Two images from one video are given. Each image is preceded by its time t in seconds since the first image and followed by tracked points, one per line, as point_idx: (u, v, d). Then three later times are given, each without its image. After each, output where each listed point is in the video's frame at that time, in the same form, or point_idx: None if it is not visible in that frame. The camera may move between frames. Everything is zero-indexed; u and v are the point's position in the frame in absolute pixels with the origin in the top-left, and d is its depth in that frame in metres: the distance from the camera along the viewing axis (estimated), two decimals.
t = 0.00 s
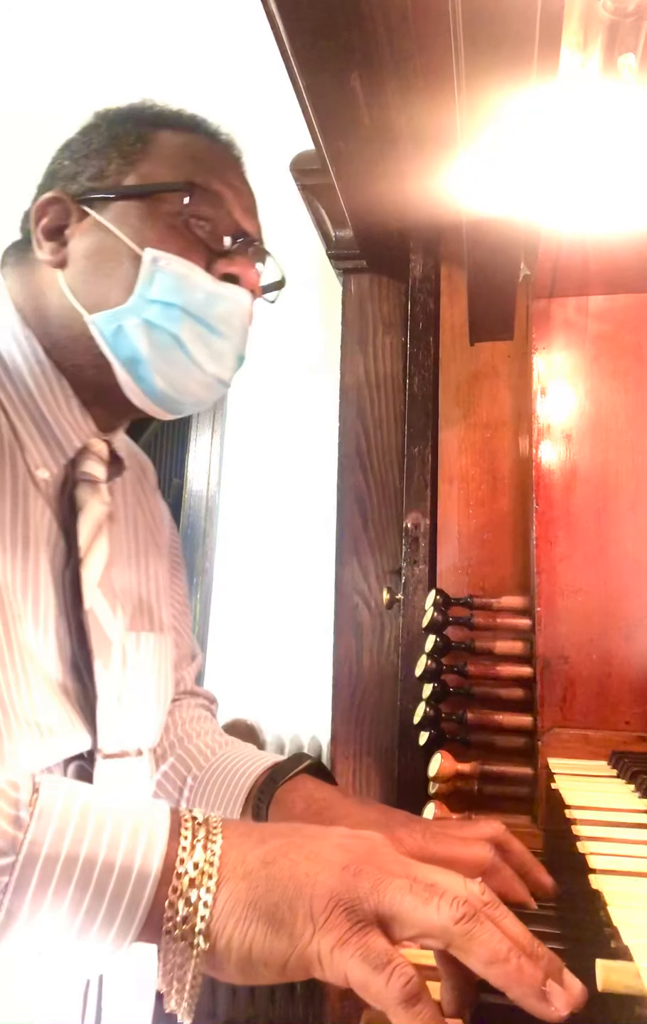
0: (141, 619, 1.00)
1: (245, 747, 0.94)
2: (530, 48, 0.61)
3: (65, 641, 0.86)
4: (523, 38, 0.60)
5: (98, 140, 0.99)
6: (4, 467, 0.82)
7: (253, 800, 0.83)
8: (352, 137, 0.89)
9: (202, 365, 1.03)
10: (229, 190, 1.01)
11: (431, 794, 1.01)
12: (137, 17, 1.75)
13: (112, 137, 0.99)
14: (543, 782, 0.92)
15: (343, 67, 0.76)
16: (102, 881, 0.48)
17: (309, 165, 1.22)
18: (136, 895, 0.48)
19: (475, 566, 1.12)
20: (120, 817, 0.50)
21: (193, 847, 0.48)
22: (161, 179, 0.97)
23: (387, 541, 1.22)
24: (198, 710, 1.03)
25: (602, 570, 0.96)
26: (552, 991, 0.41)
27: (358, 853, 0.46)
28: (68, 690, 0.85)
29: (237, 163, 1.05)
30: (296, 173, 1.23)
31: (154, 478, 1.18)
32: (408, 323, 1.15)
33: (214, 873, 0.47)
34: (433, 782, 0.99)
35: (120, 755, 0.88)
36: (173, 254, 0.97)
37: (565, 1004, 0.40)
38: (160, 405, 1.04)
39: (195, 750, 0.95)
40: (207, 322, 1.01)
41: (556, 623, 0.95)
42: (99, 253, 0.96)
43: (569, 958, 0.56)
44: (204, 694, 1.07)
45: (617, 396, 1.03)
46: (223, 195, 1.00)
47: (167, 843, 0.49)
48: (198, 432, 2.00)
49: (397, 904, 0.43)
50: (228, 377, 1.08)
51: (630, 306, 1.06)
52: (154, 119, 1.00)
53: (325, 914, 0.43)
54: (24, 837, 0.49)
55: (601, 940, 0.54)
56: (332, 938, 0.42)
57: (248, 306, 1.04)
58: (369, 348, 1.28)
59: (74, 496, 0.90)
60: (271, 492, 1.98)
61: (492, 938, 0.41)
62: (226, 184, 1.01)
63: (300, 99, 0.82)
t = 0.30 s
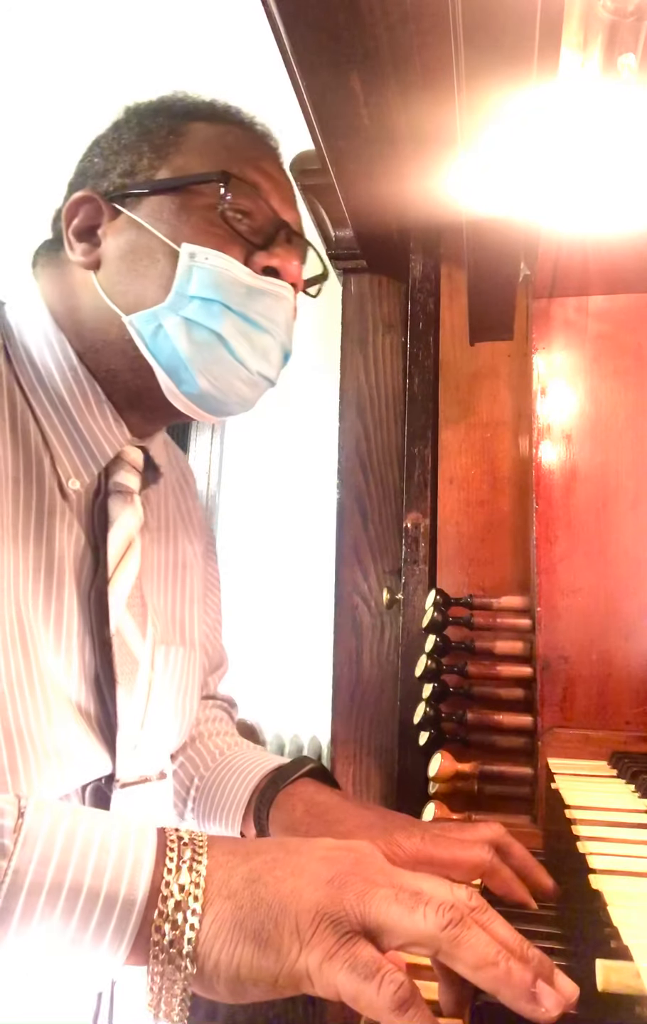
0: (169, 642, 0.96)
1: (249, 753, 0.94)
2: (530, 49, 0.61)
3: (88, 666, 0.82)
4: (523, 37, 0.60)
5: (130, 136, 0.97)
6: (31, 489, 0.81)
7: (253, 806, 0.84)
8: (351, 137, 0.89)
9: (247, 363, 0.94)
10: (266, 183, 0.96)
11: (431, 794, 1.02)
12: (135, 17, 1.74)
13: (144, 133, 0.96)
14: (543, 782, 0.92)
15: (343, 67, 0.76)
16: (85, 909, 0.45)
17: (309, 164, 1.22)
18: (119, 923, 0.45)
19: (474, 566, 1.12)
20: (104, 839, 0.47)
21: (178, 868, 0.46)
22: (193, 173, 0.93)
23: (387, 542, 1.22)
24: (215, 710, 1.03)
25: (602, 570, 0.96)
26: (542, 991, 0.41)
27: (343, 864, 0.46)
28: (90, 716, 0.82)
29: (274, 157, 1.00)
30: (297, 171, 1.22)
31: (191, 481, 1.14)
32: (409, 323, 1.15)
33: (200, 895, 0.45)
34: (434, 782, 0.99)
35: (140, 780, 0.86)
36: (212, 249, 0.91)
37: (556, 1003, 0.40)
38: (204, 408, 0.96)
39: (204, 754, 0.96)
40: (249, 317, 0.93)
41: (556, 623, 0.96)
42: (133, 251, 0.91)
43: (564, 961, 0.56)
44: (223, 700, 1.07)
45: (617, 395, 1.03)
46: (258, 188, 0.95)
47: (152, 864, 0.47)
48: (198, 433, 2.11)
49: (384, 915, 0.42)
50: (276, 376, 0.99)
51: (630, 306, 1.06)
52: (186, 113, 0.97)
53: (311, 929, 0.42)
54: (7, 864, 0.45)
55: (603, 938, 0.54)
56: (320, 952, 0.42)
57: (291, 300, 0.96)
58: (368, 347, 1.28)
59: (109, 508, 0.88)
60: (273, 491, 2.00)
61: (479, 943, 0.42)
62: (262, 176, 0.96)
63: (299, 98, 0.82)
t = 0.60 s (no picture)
0: (183, 653, 0.95)
1: (253, 754, 0.94)
2: (529, 49, 0.61)
3: (96, 678, 0.82)
4: (522, 37, 0.60)
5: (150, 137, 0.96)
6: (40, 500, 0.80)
7: (256, 808, 0.84)
8: (352, 137, 0.89)
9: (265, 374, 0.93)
10: (286, 184, 0.95)
11: (430, 794, 1.02)
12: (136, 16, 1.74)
13: (165, 133, 0.95)
14: (543, 782, 0.92)
15: (342, 68, 0.75)
16: (82, 924, 0.45)
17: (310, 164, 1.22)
18: (116, 935, 0.45)
19: (474, 567, 1.12)
20: (102, 851, 0.46)
21: (175, 877, 0.46)
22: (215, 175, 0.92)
23: (387, 541, 1.22)
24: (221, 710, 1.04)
25: (602, 570, 0.96)
26: (541, 993, 0.41)
27: (339, 870, 0.46)
28: (98, 732, 0.82)
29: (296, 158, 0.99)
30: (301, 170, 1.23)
31: (202, 482, 1.13)
32: (409, 323, 1.15)
33: (196, 905, 0.44)
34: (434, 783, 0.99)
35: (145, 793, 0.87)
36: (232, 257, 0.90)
37: (555, 1004, 0.40)
38: (220, 419, 0.94)
39: (209, 754, 0.96)
40: (267, 327, 0.92)
41: (556, 623, 0.96)
42: (151, 257, 0.90)
43: (565, 963, 0.56)
44: (229, 701, 1.07)
45: (616, 395, 1.03)
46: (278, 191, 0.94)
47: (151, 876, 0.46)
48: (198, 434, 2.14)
49: (381, 919, 0.42)
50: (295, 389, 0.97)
51: (630, 307, 1.06)
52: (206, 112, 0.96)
53: (307, 936, 0.42)
54: (4, 880, 0.44)
55: (602, 938, 0.54)
56: (318, 959, 0.42)
57: (311, 312, 0.95)
58: (369, 347, 1.28)
59: (119, 519, 0.86)
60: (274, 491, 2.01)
61: (477, 945, 0.41)
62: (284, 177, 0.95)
63: (299, 97, 0.82)
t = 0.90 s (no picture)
0: (173, 640, 0.95)
1: (254, 755, 0.94)
2: (529, 49, 0.61)
3: (85, 665, 0.82)
4: (524, 35, 0.60)
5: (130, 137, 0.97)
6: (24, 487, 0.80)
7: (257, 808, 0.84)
8: (352, 137, 0.89)
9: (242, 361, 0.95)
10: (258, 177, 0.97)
11: (431, 794, 1.02)
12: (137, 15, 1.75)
13: (143, 131, 0.96)
14: (543, 782, 0.92)
15: (344, 67, 0.75)
16: (88, 925, 0.44)
17: (308, 164, 1.22)
18: (123, 939, 0.45)
19: (474, 567, 1.12)
20: (109, 854, 0.46)
21: (181, 884, 0.46)
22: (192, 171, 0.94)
23: (387, 541, 1.22)
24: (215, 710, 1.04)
25: (603, 570, 0.96)
26: (551, 996, 0.42)
27: (345, 873, 0.46)
28: (88, 717, 0.81)
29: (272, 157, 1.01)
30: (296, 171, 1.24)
31: (184, 482, 1.14)
32: (408, 323, 1.15)
33: (202, 911, 0.44)
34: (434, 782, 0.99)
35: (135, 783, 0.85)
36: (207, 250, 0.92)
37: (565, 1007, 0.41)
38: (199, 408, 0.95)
39: (205, 754, 0.96)
40: (243, 317, 0.94)
41: (556, 623, 0.96)
42: (130, 249, 0.91)
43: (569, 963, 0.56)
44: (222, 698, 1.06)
45: (616, 395, 1.03)
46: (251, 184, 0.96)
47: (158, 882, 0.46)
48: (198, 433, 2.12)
49: (389, 922, 0.43)
50: (271, 378, 1.00)
51: (630, 307, 1.06)
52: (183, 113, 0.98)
53: (316, 940, 0.42)
54: (11, 878, 0.44)
55: (601, 938, 0.54)
56: (327, 963, 0.42)
57: (288, 304, 0.97)
58: (369, 347, 1.28)
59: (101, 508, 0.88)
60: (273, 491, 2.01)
61: (487, 947, 0.42)
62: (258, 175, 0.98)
63: (300, 98, 0.82)
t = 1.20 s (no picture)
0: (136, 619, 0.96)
1: (251, 754, 0.92)
2: (529, 49, 0.61)
3: (53, 631, 0.84)
4: (523, 33, 0.60)
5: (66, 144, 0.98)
6: None
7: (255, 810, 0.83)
8: (352, 138, 0.89)
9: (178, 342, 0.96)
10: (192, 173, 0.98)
11: (431, 794, 1.02)
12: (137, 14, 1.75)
13: (79, 134, 0.98)
14: (543, 782, 0.92)
15: (344, 67, 0.76)
16: (88, 931, 0.46)
17: (309, 164, 1.26)
18: (121, 949, 0.46)
19: (474, 567, 1.12)
20: (111, 863, 0.48)
21: (184, 901, 0.47)
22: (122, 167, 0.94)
23: (387, 541, 1.22)
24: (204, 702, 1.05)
25: (603, 570, 0.96)
26: (558, 999, 0.42)
27: (349, 882, 0.46)
28: (58, 677, 0.84)
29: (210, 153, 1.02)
30: (297, 172, 1.28)
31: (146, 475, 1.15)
32: (408, 323, 1.15)
33: (204, 928, 0.45)
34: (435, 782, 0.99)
35: (114, 743, 0.86)
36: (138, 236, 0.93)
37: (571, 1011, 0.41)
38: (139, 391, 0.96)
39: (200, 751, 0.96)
40: (178, 298, 0.95)
41: (556, 623, 0.96)
42: (68, 240, 0.93)
43: (571, 965, 0.56)
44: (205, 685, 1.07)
45: (616, 395, 1.03)
46: (184, 178, 0.96)
47: (158, 894, 0.47)
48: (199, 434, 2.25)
49: (393, 929, 0.43)
50: (211, 360, 1.01)
51: (630, 307, 1.06)
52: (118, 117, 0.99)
53: (318, 952, 0.43)
54: (14, 877, 0.45)
55: (601, 939, 0.54)
56: (331, 974, 0.42)
57: (223, 284, 0.98)
58: (369, 347, 1.28)
59: (58, 488, 0.90)
60: (272, 492, 2.01)
61: (493, 951, 0.43)
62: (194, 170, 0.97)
63: (300, 99, 0.83)
